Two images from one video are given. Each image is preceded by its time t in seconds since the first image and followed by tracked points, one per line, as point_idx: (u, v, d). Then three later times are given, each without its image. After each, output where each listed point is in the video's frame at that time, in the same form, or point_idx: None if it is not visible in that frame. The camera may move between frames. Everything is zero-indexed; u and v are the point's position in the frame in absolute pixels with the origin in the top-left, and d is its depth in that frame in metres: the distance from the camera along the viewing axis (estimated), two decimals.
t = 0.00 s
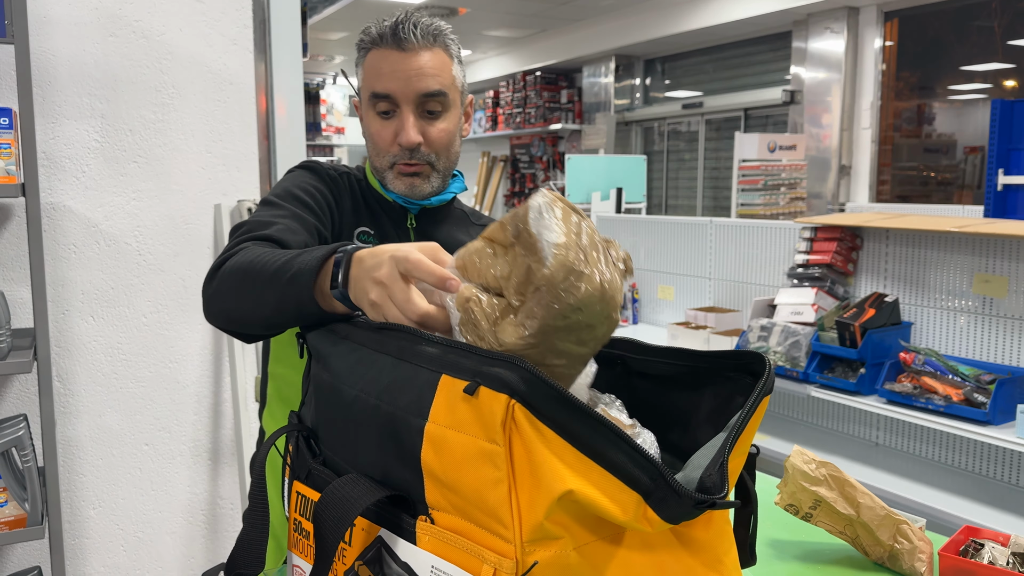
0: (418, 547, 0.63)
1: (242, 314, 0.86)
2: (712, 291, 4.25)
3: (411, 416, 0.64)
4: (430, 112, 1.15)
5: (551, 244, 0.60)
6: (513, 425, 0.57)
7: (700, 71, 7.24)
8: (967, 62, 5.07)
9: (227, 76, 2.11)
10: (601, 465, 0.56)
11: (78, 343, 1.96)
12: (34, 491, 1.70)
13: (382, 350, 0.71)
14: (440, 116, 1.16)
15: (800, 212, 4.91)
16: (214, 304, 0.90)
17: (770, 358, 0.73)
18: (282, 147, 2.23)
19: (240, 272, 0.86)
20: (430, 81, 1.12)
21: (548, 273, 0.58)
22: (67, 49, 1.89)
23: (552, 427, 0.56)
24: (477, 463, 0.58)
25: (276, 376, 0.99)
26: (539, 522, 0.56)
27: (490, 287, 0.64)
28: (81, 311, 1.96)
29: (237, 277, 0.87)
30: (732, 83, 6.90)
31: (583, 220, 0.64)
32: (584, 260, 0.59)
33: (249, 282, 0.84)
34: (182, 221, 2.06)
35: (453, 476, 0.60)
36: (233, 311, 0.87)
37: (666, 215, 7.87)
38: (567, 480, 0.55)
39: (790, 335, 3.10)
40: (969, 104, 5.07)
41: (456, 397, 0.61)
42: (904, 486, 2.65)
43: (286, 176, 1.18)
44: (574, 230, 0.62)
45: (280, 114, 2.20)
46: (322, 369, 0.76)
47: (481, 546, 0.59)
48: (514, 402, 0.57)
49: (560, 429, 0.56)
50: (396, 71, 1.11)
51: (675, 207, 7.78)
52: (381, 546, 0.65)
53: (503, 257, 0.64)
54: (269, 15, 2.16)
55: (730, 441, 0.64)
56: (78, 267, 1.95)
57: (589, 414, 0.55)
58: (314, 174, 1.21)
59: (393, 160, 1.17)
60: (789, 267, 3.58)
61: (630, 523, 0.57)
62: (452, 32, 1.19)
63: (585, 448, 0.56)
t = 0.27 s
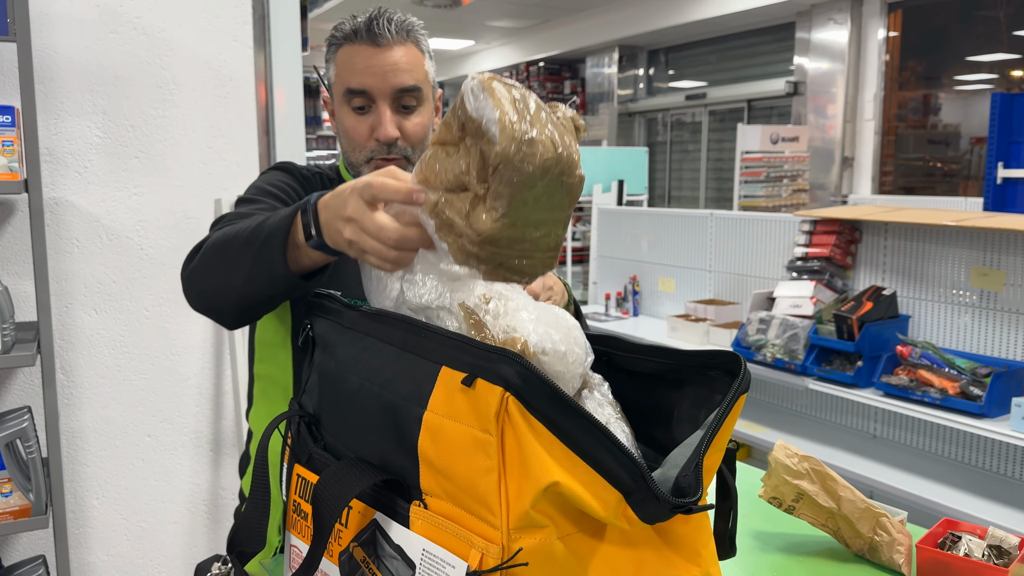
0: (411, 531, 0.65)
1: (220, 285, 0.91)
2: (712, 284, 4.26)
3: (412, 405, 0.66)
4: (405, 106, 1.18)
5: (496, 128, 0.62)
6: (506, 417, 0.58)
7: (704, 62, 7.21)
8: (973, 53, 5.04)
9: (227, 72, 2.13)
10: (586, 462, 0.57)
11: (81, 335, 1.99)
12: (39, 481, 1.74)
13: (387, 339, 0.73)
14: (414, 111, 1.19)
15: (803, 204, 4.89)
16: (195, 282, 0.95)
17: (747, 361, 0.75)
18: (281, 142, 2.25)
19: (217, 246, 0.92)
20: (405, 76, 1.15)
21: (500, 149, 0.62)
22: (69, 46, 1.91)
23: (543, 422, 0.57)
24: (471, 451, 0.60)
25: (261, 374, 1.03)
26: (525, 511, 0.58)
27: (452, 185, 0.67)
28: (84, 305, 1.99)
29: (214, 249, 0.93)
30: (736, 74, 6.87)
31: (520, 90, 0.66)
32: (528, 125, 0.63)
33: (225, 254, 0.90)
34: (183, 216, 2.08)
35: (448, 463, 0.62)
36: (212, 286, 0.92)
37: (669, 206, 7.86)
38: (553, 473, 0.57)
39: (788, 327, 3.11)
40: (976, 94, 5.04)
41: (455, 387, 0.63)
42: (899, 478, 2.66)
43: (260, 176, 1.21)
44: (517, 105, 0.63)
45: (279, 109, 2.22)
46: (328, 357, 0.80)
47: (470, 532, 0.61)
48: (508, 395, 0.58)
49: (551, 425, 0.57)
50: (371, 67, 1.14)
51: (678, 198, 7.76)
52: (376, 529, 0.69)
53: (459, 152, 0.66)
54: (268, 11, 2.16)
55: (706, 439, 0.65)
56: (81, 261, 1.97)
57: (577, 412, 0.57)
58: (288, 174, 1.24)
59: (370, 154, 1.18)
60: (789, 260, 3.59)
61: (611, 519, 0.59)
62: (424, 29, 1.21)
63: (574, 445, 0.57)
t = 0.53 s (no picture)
0: (413, 501, 0.69)
1: (245, 260, 0.91)
2: (718, 273, 4.27)
3: (420, 384, 0.69)
4: (389, 92, 1.21)
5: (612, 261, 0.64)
6: (508, 396, 0.61)
7: (713, 51, 7.17)
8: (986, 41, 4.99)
9: (235, 65, 2.15)
10: (580, 442, 0.61)
11: (94, 323, 2.04)
12: (53, 465, 1.78)
13: (397, 323, 0.77)
14: (398, 97, 1.22)
15: (811, 193, 4.87)
16: (212, 245, 0.94)
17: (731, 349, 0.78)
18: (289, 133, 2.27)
19: (250, 220, 0.91)
20: (389, 62, 1.18)
21: (601, 277, 0.63)
22: (80, 38, 1.94)
23: (542, 400, 0.61)
24: (473, 427, 0.63)
25: (260, 363, 1.09)
26: (521, 484, 0.60)
27: (531, 278, 0.67)
28: (96, 293, 2.03)
29: (245, 223, 0.92)
30: (745, 62, 6.84)
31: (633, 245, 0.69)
32: (632, 278, 0.65)
33: (255, 232, 0.90)
34: (192, 206, 2.12)
35: (451, 438, 0.65)
36: (232, 254, 0.92)
37: (678, 195, 7.84)
38: (549, 450, 0.59)
39: (792, 317, 3.13)
40: (988, 82, 5.00)
41: (461, 365, 0.66)
42: (900, 466, 2.68)
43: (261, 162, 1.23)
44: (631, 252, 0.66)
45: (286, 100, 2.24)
46: (339, 339, 0.84)
47: (469, 503, 0.64)
48: (511, 373, 0.61)
49: (549, 404, 0.61)
50: (356, 54, 1.16)
51: (687, 187, 7.74)
52: (380, 501, 0.72)
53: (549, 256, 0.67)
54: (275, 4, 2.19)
55: (694, 425, 0.68)
56: (93, 250, 2.01)
57: (575, 395, 0.60)
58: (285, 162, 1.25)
59: (354, 140, 1.21)
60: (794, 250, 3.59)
61: (601, 499, 0.62)
62: (406, 18, 1.24)
63: (570, 426, 0.61)
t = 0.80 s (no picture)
0: (384, 511, 0.72)
1: (202, 261, 0.98)
2: (727, 264, 4.27)
3: (365, 398, 0.73)
4: (393, 80, 1.23)
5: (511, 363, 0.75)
6: (449, 405, 0.65)
7: (725, 39, 7.12)
8: (1002, 29, 4.93)
9: (246, 57, 2.18)
10: (534, 421, 0.63)
11: (107, 311, 2.08)
12: (68, 449, 1.83)
13: (338, 333, 0.78)
14: (402, 86, 1.24)
15: (823, 182, 4.83)
16: (178, 238, 1.01)
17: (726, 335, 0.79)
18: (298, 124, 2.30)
19: (215, 224, 0.99)
20: (392, 51, 1.20)
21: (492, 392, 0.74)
22: (93, 31, 1.97)
23: (484, 400, 0.63)
24: (423, 440, 0.67)
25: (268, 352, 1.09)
26: (482, 484, 0.63)
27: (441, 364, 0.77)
28: (109, 282, 2.07)
29: (209, 226, 0.99)
30: (759, 51, 6.79)
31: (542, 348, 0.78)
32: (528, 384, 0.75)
33: (217, 238, 0.97)
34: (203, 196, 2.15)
35: (405, 451, 0.69)
36: (193, 253, 0.99)
37: (689, 184, 7.82)
38: (504, 443, 0.62)
39: (800, 307, 3.13)
40: (1004, 71, 4.94)
41: (398, 382, 0.69)
42: (904, 456, 2.69)
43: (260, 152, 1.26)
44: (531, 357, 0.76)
45: (296, 91, 2.26)
46: (293, 352, 0.85)
47: (435, 509, 0.68)
48: (446, 386, 0.65)
49: (492, 402, 0.63)
50: (360, 42, 1.18)
51: (699, 176, 7.71)
52: (354, 513, 0.76)
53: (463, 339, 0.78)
54: None
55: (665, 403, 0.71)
56: (106, 239, 2.05)
57: (515, 383, 0.62)
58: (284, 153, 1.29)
59: (358, 127, 1.23)
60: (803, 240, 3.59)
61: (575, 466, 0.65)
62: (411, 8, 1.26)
63: (515, 412, 0.63)
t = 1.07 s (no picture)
0: (381, 490, 0.74)
1: (203, 253, 0.98)
2: (740, 253, 4.25)
3: (356, 382, 0.75)
4: (408, 70, 1.24)
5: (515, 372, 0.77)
6: (438, 386, 0.66)
7: (742, 26, 7.04)
8: None
9: (258, 46, 2.19)
10: (525, 393, 0.65)
11: (123, 297, 2.12)
12: (84, 432, 1.87)
13: (328, 320, 0.80)
14: (416, 76, 1.25)
15: (840, 170, 4.77)
16: (180, 228, 1.01)
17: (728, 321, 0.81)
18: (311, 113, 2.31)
19: (216, 216, 0.98)
20: (408, 41, 1.20)
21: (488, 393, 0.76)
22: (108, 21, 2.00)
23: (473, 377, 0.65)
24: (417, 421, 0.69)
25: (276, 337, 1.14)
26: (475, 459, 0.65)
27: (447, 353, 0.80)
28: (125, 268, 2.11)
29: (210, 217, 0.99)
30: (776, 38, 6.72)
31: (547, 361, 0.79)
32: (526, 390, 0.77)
33: (220, 231, 0.97)
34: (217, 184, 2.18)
35: (400, 432, 0.71)
36: (194, 244, 0.99)
37: (705, 173, 7.76)
38: (494, 418, 0.64)
39: (812, 296, 3.12)
40: None
41: (387, 367, 0.71)
42: (915, 445, 2.68)
43: (267, 140, 1.27)
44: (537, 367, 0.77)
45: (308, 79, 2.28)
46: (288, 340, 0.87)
47: (431, 485, 0.69)
48: (434, 368, 0.66)
49: (481, 378, 0.65)
50: (378, 30, 1.18)
51: (715, 164, 7.66)
52: (354, 492, 0.78)
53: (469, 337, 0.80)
54: None
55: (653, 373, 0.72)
56: (121, 226, 2.09)
57: (503, 357, 0.64)
58: (291, 142, 1.30)
59: (374, 116, 1.24)
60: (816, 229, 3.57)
61: (568, 429, 0.67)
62: None
63: (505, 386, 0.64)
